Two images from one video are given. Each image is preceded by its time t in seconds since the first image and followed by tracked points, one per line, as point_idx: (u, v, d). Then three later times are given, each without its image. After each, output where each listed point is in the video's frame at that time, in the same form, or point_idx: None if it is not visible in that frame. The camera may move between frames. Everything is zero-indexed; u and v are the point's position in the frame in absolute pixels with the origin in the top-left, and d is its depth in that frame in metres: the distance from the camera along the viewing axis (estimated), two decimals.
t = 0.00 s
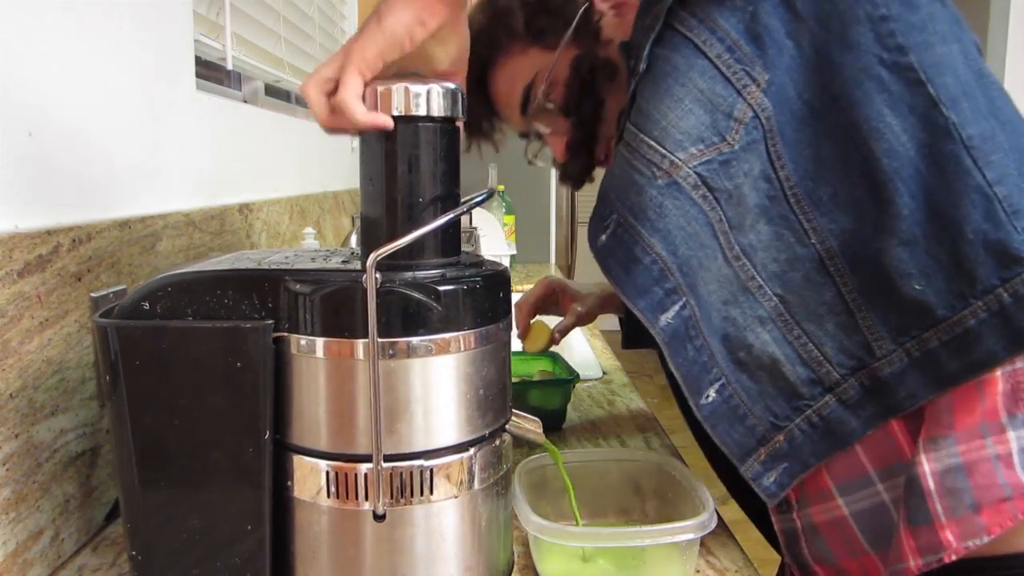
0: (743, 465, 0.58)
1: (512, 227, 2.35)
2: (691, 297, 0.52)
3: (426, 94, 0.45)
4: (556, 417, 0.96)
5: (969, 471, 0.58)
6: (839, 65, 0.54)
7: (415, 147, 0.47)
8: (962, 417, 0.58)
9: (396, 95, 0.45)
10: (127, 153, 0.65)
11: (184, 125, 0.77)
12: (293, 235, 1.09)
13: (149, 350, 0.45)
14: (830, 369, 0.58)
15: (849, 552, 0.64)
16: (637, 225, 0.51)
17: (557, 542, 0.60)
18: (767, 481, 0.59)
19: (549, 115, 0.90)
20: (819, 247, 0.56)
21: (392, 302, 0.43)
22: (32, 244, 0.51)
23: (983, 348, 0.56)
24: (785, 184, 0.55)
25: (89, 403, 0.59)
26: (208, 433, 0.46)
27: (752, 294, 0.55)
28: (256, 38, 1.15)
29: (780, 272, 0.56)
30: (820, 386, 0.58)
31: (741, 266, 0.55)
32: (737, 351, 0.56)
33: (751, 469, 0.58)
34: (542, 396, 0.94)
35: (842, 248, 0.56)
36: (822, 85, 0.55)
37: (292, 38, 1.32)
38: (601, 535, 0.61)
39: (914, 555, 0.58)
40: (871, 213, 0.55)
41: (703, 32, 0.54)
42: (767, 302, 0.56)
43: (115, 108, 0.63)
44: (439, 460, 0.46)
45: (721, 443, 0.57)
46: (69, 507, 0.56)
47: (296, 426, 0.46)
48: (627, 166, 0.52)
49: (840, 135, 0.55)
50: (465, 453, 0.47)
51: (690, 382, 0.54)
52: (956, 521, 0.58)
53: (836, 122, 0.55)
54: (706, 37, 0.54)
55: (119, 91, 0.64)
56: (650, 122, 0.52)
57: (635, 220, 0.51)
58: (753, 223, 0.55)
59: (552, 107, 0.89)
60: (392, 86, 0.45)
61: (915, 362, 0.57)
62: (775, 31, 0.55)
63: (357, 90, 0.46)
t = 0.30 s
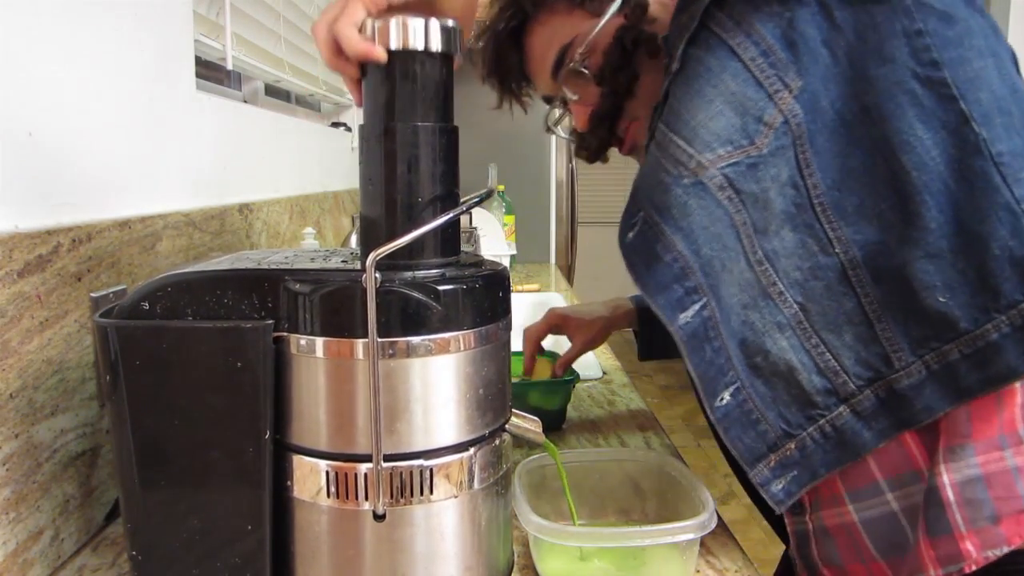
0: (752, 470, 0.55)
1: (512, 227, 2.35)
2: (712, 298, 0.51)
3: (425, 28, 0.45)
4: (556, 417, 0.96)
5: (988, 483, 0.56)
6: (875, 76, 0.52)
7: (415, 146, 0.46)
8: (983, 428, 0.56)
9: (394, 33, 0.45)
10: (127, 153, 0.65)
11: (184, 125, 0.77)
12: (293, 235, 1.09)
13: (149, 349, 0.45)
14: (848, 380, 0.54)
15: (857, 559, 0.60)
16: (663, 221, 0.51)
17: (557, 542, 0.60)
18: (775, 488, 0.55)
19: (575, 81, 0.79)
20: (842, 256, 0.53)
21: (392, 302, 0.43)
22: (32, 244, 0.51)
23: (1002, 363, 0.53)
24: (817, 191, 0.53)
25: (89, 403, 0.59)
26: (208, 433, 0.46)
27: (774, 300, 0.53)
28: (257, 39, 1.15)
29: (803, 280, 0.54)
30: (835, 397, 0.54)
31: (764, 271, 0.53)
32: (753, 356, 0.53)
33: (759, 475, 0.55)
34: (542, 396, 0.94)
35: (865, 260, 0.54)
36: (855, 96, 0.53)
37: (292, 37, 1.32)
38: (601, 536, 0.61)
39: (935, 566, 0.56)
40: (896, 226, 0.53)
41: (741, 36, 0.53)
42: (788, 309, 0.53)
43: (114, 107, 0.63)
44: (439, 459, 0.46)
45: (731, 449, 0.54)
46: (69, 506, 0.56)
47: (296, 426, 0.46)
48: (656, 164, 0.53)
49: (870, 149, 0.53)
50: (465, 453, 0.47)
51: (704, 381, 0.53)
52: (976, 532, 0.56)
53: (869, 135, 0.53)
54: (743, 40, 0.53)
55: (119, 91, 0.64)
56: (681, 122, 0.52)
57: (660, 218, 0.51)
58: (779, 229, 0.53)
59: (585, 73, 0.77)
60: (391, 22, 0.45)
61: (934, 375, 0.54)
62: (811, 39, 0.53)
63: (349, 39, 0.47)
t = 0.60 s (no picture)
0: (785, 481, 0.53)
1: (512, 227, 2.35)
2: (753, 319, 0.49)
3: (423, 37, 0.45)
4: (556, 417, 0.96)
5: (1021, 503, 0.53)
6: (926, 99, 0.50)
7: (415, 147, 0.47)
8: (1015, 447, 0.53)
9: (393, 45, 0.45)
10: (126, 153, 0.65)
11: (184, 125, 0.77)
12: (293, 235, 1.09)
13: (149, 349, 0.45)
14: (882, 398, 0.53)
15: (874, 564, 0.58)
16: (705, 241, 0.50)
17: (557, 542, 0.60)
18: (805, 499, 0.53)
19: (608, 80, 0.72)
20: (883, 278, 0.52)
21: (391, 302, 0.43)
22: (32, 244, 0.51)
23: None
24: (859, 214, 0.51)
25: (89, 403, 0.59)
26: (208, 433, 0.46)
27: (813, 319, 0.51)
28: (257, 38, 1.15)
29: (842, 298, 0.52)
30: (869, 413, 0.53)
31: (805, 291, 0.51)
32: (791, 373, 0.52)
33: (791, 485, 0.53)
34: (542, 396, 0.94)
35: (905, 282, 0.52)
36: (904, 116, 0.51)
37: (292, 37, 1.32)
38: (601, 535, 0.61)
39: None
40: (939, 248, 0.51)
41: (795, 56, 0.52)
42: (826, 327, 0.52)
43: (114, 108, 0.63)
44: (439, 459, 0.46)
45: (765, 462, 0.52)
46: (69, 506, 0.56)
47: (296, 426, 0.46)
48: (701, 184, 0.51)
49: (916, 175, 0.51)
50: (465, 453, 0.47)
51: (742, 401, 0.51)
52: (1007, 551, 0.54)
53: (916, 159, 0.51)
54: (797, 61, 0.51)
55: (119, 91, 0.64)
56: (729, 142, 0.51)
57: (704, 238, 0.50)
58: (821, 249, 0.51)
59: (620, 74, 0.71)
60: (388, 31, 0.45)
61: (971, 400, 0.52)
62: (864, 60, 0.51)
63: (350, 48, 0.47)
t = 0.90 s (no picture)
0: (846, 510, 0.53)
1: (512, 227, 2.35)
2: (808, 345, 0.51)
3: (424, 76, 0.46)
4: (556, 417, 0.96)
5: None
6: (982, 124, 0.50)
7: (415, 148, 0.47)
8: None
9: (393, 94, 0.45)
10: (127, 153, 0.65)
11: (184, 126, 0.77)
12: (293, 235, 1.09)
13: (149, 350, 0.45)
14: (946, 426, 0.51)
15: None
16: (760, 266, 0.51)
17: (556, 542, 0.60)
18: (871, 531, 0.53)
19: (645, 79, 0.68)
20: (944, 303, 0.51)
21: (392, 302, 0.43)
22: (32, 244, 0.51)
23: None
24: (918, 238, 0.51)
25: (89, 403, 0.59)
26: (208, 433, 0.46)
27: (870, 345, 0.51)
28: (257, 39, 1.15)
29: (902, 324, 0.51)
30: (933, 442, 0.51)
31: (861, 316, 0.51)
32: (849, 402, 0.52)
33: (854, 516, 0.53)
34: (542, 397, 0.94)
35: (968, 305, 0.51)
36: (961, 142, 0.51)
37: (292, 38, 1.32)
38: (601, 535, 0.61)
39: None
40: (1003, 271, 0.50)
41: (848, 78, 0.51)
42: (885, 354, 0.51)
43: (114, 108, 0.63)
44: (439, 459, 0.46)
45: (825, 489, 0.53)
46: (69, 506, 0.56)
47: (296, 426, 0.46)
48: (756, 210, 0.52)
49: (974, 197, 0.50)
50: (465, 453, 0.47)
51: (799, 428, 0.52)
52: None
53: (976, 182, 0.50)
54: (852, 84, 0.51)
55: (119, 92, 0.64)
56: (781, 165, 0.51)
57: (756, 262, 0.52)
58: (877, 274, 0.51)
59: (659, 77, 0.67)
60: (389, 75, 0.45)
61: None
62: (919, 84, 0.51)
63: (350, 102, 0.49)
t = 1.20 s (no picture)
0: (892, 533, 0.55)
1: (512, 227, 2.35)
2: (846, 357, 0.53)
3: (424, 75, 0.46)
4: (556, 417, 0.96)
5: None
6: (1010, 133, 0.51)
7: (415, 148, 0.47)
8: None
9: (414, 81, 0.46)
10: (126, 153, 0.65)
11: (184, 126, 0.77)
12: (293, 235, 1.09)
13: (149, 350, 0.45)
14: (988, 437, 0.53)
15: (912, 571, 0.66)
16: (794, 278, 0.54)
17: (557, 542, 0.60)
18: (917, 552, 0.55)
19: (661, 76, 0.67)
20: (982, 312, 0.52)
21: (391, 302, 0.43)
22: (32, 245, 0.51)
23: None
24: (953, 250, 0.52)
25: (89, 403, 0.59)
26: (209, 433, 0.47)
27: (910, 358, 0.52)
28: (257, 38, 1.15)
29: (941, 336, 0.52)
30: (976, 454, 0.53)
31: (900, 329, 0.52)
32: (891, 417, 0.54)
33: (900, 538, 0.55)
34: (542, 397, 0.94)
35: (1005, 315, 0.52)
36: (990, 151, 0.51)
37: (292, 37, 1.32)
38: (601, 535, 0.62)
39: None
40: None
41: (879, 90, 0.52)
42: (926, 367, 0.52)
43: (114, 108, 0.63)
44: (439, 459, 0.46)
45: (870, 510, 0.55)
46: (69, 506, 0.56)
47: (295, 426, 0.46)
48: (788, 221, 0.54)
49: (1006, 206, 0.52)
50: (465, 453, 0.47)
51: (841, 444, 0.54)
52: None
53: (1009, 190, 0.51)
54: (882, 93, 0.52)
55: (119, 92, 0.64)
56: (812, 176, 0.53)
57: (791, 274, 0.54)
58: (914, 285, 0.52)
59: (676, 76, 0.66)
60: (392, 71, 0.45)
61: None
62: (945, 95, 0.51)
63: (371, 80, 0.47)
